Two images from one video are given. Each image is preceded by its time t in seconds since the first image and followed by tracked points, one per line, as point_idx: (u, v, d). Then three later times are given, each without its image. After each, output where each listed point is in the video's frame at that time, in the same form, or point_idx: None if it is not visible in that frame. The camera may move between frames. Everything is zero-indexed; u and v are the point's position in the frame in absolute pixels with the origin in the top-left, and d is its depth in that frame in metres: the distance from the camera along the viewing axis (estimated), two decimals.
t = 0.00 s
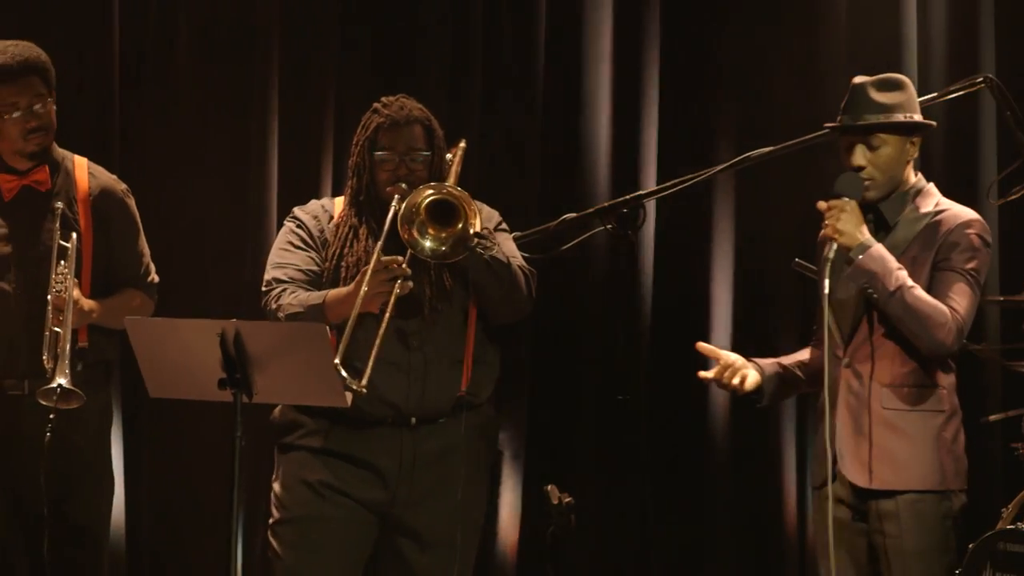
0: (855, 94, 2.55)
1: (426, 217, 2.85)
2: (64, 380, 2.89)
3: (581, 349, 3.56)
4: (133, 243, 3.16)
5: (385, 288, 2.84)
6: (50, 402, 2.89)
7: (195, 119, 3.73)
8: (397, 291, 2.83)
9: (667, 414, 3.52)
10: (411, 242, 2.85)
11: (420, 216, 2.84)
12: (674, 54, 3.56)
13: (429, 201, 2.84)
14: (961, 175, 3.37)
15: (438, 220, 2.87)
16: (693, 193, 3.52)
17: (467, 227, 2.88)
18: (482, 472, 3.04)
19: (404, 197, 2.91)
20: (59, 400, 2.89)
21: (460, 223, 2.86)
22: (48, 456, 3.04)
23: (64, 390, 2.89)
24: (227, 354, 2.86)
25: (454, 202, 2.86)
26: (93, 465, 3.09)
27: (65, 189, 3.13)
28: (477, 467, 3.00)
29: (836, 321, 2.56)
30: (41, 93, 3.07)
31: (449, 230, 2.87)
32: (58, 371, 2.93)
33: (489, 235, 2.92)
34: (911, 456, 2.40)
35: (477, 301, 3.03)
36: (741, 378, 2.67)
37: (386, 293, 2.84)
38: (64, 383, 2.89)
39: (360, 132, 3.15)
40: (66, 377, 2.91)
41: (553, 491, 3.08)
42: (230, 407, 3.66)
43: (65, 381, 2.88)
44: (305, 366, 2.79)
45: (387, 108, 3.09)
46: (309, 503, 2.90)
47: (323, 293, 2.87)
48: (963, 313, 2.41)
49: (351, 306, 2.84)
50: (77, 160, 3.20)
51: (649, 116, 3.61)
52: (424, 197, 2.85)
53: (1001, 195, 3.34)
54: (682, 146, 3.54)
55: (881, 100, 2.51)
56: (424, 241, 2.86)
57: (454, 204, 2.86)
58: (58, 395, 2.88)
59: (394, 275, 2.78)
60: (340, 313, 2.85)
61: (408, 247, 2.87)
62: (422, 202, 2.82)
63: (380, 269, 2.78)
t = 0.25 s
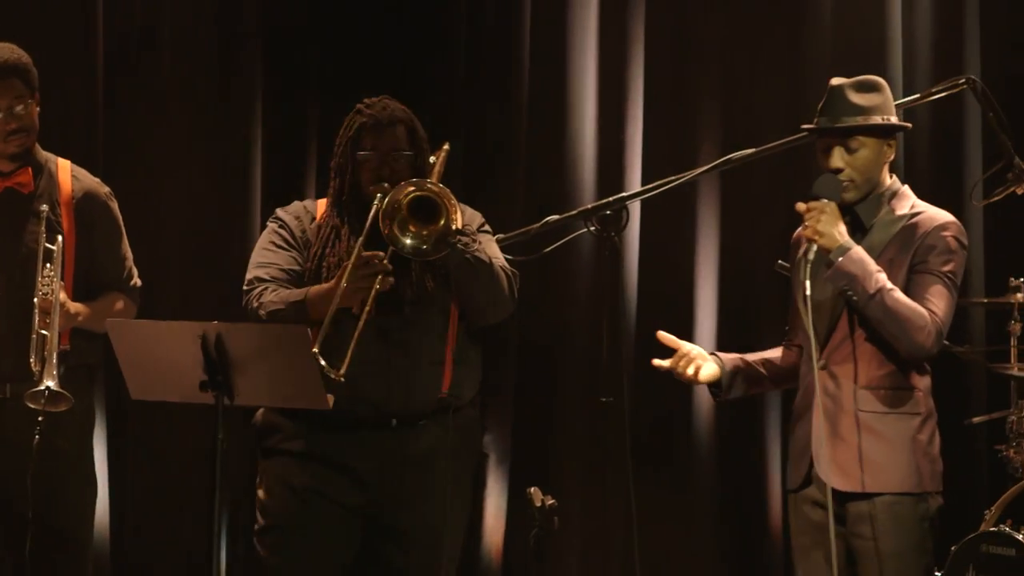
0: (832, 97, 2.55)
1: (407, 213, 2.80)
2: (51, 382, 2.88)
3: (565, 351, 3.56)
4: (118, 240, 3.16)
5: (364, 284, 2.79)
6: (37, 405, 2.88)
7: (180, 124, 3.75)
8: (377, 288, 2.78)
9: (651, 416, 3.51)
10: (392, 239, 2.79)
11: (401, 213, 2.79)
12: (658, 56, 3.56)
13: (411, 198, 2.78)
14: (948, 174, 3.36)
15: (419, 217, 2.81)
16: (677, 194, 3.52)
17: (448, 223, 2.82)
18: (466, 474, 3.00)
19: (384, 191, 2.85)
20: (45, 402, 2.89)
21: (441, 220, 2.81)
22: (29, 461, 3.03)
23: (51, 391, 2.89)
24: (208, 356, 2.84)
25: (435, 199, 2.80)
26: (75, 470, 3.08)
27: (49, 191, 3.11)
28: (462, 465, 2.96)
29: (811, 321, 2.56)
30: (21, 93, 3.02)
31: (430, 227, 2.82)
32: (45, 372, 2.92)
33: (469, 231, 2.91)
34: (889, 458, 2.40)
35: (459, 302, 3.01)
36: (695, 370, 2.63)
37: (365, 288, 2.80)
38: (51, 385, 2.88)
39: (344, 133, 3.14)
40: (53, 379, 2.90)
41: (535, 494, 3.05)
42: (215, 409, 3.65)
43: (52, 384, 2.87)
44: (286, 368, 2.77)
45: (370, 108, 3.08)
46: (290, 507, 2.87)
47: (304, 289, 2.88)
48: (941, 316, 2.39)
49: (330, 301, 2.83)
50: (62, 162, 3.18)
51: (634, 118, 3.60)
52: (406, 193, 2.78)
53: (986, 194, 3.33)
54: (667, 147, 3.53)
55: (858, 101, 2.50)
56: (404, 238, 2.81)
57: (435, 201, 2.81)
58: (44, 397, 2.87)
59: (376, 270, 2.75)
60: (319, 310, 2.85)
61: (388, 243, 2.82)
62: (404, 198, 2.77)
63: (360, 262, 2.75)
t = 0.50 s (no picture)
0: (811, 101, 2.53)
1: (390, 219, 2.78)
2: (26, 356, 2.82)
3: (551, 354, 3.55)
4: (99, 241, 3.16)
5: (346, 292, 2.76)
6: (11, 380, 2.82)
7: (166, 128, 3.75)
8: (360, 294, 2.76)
9: (637, 419, 3.51)
10: (375, 244, 2.77)
11: (384, 218, 2.77)
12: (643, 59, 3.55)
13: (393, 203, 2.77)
14: (935, 176, 3.34)
15: (401, 224, 2.80)
16: (662, 198, 3.51)
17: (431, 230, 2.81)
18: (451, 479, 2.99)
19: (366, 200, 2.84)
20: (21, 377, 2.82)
21: (424, 225, 2.80)
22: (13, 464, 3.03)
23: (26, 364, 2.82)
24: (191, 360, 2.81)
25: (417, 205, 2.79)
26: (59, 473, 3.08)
27: (31, 194, 3.08)
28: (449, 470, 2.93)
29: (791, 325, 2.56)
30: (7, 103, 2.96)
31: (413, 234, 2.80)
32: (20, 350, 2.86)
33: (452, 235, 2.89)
34: (869, 463, 2.40)
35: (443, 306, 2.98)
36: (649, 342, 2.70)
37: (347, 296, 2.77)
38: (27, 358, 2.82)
39: (329, 136, 3.12)
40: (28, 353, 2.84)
41: (518, 497, 3.05)
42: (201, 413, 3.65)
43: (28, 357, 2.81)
44: (268, 371, 2.74)
45: (354, 112, 3.05)
46: (274, 509, 2.85)
47: (287, 294, 2.85)
48: (923, 324, 2.38)
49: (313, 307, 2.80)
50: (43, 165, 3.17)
51: (621, 121, 3.59)
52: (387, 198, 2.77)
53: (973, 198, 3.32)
54: (653, 151, 3.52)
55: (840, 107, 2.49)
56: (386, 244, 2.78)
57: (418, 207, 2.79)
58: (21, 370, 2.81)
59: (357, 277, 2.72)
60: (303, 315, 2.82)
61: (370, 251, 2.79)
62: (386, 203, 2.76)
63: (342, 270, 2.71)
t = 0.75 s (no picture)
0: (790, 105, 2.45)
1: (374, 224, 2.76)
2: None
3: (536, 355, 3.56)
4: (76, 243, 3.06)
5: (329, 304, 2.74)
6: None
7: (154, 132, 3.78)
8: (344, 306, 2.74)
9: (623, 421, 3.51)
10: (360, 249, 2.74)
11: (368, 223, 2.75)
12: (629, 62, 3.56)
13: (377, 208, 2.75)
14: (919, 176, 3.35)
15: (385, 230, 2.77)
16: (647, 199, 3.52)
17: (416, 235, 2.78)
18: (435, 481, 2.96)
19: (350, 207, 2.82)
20: None
21: (409, 230, 2.77)
22: None
23: None
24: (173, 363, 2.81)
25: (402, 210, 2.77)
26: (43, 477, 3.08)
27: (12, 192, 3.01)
28: (433, 469, 2.90)
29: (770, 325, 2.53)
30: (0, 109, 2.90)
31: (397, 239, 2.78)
32: None
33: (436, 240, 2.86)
34: (852, 468, 2.37)
35: (426, 309, 2.94)
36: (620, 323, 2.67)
37: (330, 307, 2.74)
38: None
39: (311, 139, 3.10)
40: None
41: (503, 499, 3.03)
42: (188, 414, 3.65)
43: None
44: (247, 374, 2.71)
45: (337, 114, 3.03)
46: (258, 514, 2.81)
47: (267, 298, 2.84)
48: (904, 332, 2.34)
49: (296, 314, 2.77)
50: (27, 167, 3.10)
51: (606, 123, 3.59)
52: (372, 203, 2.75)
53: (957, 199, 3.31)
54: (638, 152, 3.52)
55: (821, 113, 2.41)
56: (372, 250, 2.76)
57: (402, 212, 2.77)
58: None
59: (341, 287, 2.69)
60: (283, 322, 2.81)
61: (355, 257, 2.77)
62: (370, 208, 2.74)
63: (325, 282, 2.69)
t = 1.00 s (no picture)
0: (767, 121, 2.42)
1: (356, 223, 2.73)
2: None
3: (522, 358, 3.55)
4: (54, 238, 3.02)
5: (309, 311, 2.72)
6: None
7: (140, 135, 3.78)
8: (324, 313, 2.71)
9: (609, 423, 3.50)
10: (342, 248, 2.73)
11: (350, 222, 2.73)
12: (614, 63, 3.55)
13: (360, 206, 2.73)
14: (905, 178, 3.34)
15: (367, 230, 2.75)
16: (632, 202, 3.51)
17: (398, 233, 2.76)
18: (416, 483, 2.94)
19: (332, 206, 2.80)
20: None
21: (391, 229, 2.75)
22: None
23: None
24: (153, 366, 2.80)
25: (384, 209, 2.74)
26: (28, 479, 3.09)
27: None
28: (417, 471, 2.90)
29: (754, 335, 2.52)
30: None
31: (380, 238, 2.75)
32: None
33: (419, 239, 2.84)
34: (839, 476, 2.38)
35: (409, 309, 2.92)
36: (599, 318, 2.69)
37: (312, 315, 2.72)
38: None
39: (292, 141, 3.10)
40: None
41: (486, 501, 3.02)
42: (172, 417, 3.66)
43: None
44: (230, 378, 2.70)
45: (318, 117, 3.03)
46: (239, 515, 2.79)
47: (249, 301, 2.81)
48: (889, 346, 2.35)
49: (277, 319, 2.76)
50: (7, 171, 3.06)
51: (591, 125, 3.58)
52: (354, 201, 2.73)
53: (942, 202, 3.31)
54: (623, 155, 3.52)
55: (799, 131, 2.38)
56: (354, 248, 2.74)
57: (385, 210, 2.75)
58: None
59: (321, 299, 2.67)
60: (265, 326, 2.80)
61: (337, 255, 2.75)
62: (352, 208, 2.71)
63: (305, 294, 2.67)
